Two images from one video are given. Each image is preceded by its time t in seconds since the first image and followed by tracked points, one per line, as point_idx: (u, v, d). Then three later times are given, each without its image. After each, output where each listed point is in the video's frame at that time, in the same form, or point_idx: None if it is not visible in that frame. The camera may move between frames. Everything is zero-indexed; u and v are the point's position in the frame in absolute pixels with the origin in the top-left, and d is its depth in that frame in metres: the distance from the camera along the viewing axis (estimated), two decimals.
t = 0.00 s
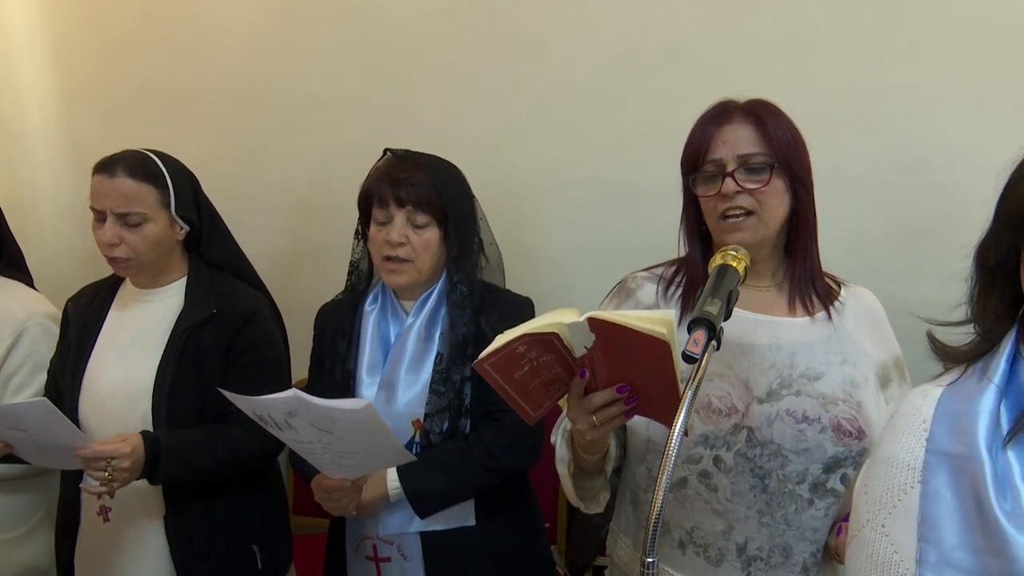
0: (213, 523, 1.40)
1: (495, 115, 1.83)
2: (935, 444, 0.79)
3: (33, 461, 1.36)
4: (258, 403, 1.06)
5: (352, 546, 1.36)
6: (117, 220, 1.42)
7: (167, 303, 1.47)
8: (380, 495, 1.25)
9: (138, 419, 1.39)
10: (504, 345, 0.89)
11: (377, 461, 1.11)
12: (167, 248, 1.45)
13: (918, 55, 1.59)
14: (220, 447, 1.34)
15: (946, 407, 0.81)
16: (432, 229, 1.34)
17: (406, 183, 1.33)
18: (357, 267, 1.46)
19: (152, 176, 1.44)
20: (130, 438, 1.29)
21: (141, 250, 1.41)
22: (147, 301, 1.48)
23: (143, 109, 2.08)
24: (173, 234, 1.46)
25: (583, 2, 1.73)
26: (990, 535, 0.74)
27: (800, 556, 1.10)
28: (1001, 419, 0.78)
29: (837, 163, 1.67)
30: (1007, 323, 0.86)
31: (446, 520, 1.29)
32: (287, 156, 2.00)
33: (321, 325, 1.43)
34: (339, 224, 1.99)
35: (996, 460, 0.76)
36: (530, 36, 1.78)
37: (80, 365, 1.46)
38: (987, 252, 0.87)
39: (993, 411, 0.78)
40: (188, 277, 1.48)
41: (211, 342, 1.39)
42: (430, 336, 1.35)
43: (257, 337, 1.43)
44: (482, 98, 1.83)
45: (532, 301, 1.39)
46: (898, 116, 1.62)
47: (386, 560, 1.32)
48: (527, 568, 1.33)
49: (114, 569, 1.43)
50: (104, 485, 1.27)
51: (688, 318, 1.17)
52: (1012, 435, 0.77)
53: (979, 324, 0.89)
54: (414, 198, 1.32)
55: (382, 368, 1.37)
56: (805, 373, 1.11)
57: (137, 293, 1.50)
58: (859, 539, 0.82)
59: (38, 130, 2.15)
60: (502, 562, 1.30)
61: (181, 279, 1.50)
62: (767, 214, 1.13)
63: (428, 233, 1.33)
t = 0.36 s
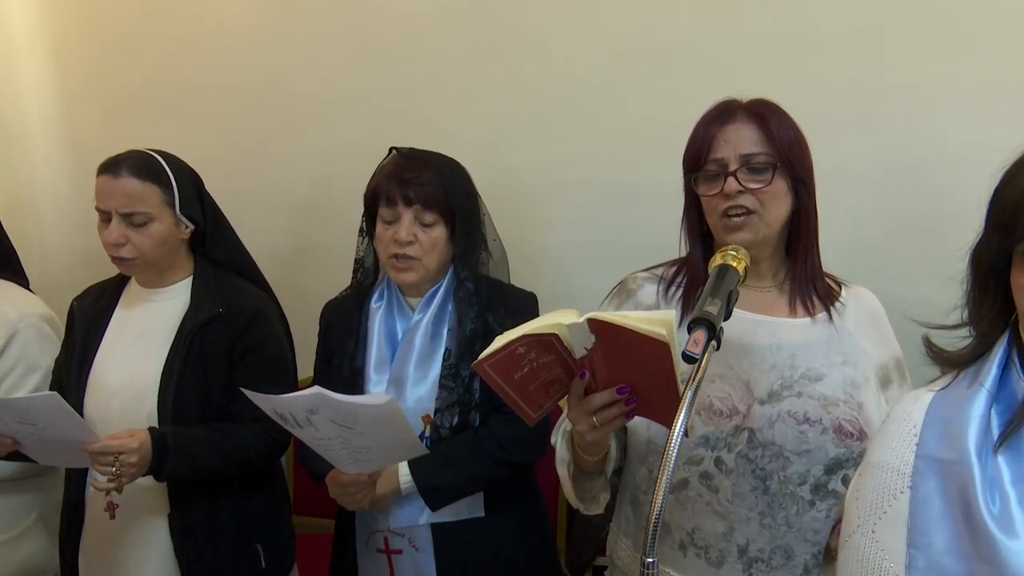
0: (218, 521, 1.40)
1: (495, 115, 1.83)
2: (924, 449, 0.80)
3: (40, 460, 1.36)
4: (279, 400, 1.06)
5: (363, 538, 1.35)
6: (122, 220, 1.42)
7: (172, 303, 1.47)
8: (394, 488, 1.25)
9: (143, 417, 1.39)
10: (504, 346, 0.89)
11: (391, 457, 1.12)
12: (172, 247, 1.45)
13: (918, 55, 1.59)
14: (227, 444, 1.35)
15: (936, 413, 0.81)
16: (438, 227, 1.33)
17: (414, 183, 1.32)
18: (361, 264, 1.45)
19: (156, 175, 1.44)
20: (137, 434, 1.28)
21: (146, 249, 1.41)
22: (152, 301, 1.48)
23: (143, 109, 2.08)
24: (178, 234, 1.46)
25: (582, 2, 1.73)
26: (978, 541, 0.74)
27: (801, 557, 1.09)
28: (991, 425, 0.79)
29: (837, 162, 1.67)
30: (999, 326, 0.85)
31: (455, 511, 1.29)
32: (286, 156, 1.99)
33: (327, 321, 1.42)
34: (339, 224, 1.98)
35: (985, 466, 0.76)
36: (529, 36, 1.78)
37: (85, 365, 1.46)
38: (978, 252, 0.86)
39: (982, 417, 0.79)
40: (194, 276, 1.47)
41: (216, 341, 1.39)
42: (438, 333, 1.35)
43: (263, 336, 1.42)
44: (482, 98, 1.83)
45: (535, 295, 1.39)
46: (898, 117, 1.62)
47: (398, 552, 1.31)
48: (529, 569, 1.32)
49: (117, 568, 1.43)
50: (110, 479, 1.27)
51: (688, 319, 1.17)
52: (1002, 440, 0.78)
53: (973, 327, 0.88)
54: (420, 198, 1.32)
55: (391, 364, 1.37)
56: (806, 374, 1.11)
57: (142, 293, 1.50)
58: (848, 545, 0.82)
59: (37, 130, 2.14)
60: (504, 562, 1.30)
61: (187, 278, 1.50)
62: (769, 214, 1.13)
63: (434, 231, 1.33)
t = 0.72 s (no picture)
0: (219, 520, 1.40)
1: (495, 115, 1.83)
2: (922, 453, 0.79)
3: (43, 457, 1.36)
4: (278, 415, 1.06)
5: (368, 531, 1.35)
6: (119, 220, 1.42)
7: (173, 303, 1.47)
8: (396, 486, 1.25)
9: (144, 418, 1.39)
10: (504, 346, 0.89)
11: (393, 459, 1.11)
12: (171, 247, 1.45)
13: (918, 55, 1.59)
14: (226, 445, 1.34)
15: (933, 416, 0.81)
16: (437, 228, 1.33)
17: (412, 183, 1.32)
18: (362, 263, 1.45)
19: (153, 175, 1.43)
20: (136, 435, 1.28)
21: (144, 249, 1.41)
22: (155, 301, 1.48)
23: (143, 109, 2.08)
24: (177, 233, 1.45)
25: (582, 2, 1.73)
26: (975, 546, 0.73)
27: (802, 557, 1.09)
28: (990, 429, 0.78)
29: (837, 163, 1.67)
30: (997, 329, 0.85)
31: (457, 507, 1.29)
32: (286, 156, 1.99)
33: (328, 320, 1.42)
34: (339, 224, 1.98)
35: (982, 470, 0.76)
36: (529, 36, 1.78)
37: (88, 366, 1.46)
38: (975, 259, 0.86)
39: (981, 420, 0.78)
40: (195, 277, 1.47)
41: (217, 342, 1.39)
42: (438, 332, 1.35)
43: (264, 336, 1.42)
44: (482, 99, 1.83)
45: (536, 294, 1.39)
46: (898, 117, 1.62)
47: (402, 546, 1.31)
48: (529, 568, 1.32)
49: (118, 567, 1.43)
50: (107, 477, 1.27)
51: (688, 319, 1.17)
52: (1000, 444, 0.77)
53: (973, 328, 0.88)
54: (418, 198, 1.32)
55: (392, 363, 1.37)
56: (806, 375, 1.11)
57: (143, 292, 1.50)
58: (846, 548, 0.82)
59: (38, 130, 2.14)
60: (504, 562, 1.29)
61: (188, 278, 1.50)
62: (769, 215, 1.13)
63: (433, 232, 1.33)
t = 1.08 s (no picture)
0: (220, 520, 1.40)
1: (495, 115, 1.83)
2: (914, 461, 0.71)
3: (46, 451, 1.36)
4: (273, 409, 1.07)
5: (367, 531, 1.35)
6: (120, 225, 1.42)
7: (175, 304, 1.47)
8: (393, 487, 1.25)
9: (144, 419, 1.39)
10: (502, 348, 0.89)
11: (390, 458, 1.11)
12: (172, 250, 1.45)
13: (918, 55, 1.59)
14: (229, 445, 1.34)
15: (924, 423, 0.72)
16: (433, 229, 1.33)
17: (408, 186, 1.32)
18: (359, 263, 1.45)
19: (152, 180, 1.43)
20: (137, 434, 1.28)
21: (144, 253, 1.41)
22: (158, 302, 1.47)
23: (143, 109, 2.08)
24: (177, 237, 1.45)
25: (582, 2, 1.73)
26: (972, 554, 0.65)
27: (802, 557, 1.09)
28: (984, 433, 0.69)
29: (837, 163, 1.67)
30: (1010, 340, 0.72)
31: (455, 505, 1.29)
32: (286, 157, 1.99)
33: (326, 320, 1.42)
34: (339, 224, 1.98)
35: (978, 475, 0.67)
36: (529, 36, 1.78)
37: (90, 366, 1.47)
38: (977, 274, 0.73)
39: (972, 427, 0.70)
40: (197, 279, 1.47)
41: (219, 341, 1.39)
42: (436, 332, 1.35)
43: (264, 337, 1.42)
44: (482, 99, 1.83)
45: (534, 293, 1.39)
46: (899, 117, 1.62)
47: (401, 545, 1.31)
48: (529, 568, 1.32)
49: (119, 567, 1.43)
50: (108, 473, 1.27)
51: (688, 320, 1.18)
52: (993, 447, 0.68)
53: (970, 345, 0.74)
54: (416, 199, 1.32)
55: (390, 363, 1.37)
56: (806, 375, 1.11)
57: (145, 293, 1.50)
58: (843, 562, 0.75)
59: (38, 130, 2.14)
60: (504, 562, 1.29)
61: (190, 279, 1.49)
62: (773, 213, 1.12)
63: (430, 233, 1.33)
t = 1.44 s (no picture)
0: (223, 517, 1.40)
1: (495, 115, 1.83)
2: (911, 462, 0.70)
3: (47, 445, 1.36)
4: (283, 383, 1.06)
5: (363, 533, 1.35)
6: (126, 221, 1.42)
7: (179, 302, 1.46)
8: (390, 485, 1.25)
9: (146, 417, 1.39)
10: (494, 348, 0.89)
11: (391, 449, 1.11)
12: (177, 247, 1.45)
13: (919, 54, 1.59)
14: (233, 442, 1.35)
15: (921, 424, 0.72)
16: (432, 227, 1.34)
17: (406, 183, 1.32)
18: (356, 263, 1.45)
19: (159, 176, 1.43)
20: (141, 427, 1.29)
21: (151, 249, 1.41)
22: (161, 301, 1.47)
23: (143, 109, 2.08)
24: (182, 234, 1.45)
25: (582, 2, 1.73)
26: (969, 556, 0.65)
27: (801, 558, 1.09)
28: (979, 434, 0.69)
29: (837, 162, 1.67)
30: (1005, 341, 0.71)
31: (453, 506, 1.29)
32: (286, 157, 1.99)
33: (322, 321, 1.41)
34: (339, 224, 1.99)
35: (973, 477, 0.67)
36: (529, 36, 1.77)
37: (95, 363, 1.47)
38: (974, 274, 0.73)
39: (968, 429, 0.69)
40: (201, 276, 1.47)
41: (221, 338, 1.40)
42: (433, 332, 1.35)
43: (267, 335, 1.42)
44: (482, 99, 1.83)
45: (532, 294, 1.39)
46: (898, 116, 1.62)
47: (397, 546, 1.31)
48: (529, 567, 1.32)
49: (121, 566, 1.43)
50: (111, 467, 1.27)
51: (688, 320, 1.17)
52: (989, 449, 0.68)
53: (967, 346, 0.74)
54: (413, 197, 1.32)
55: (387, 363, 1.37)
56: (804, 376, 1.11)
57: (150, 293, 1.49)
58: (839, 563, 0.74)
59: (38, 130, 2.14)
60: (503, 562, 1.29)
61: (194, 278, 1.49)
62: (774, 208, 1.12)
63: (428, 231, 1.33)
